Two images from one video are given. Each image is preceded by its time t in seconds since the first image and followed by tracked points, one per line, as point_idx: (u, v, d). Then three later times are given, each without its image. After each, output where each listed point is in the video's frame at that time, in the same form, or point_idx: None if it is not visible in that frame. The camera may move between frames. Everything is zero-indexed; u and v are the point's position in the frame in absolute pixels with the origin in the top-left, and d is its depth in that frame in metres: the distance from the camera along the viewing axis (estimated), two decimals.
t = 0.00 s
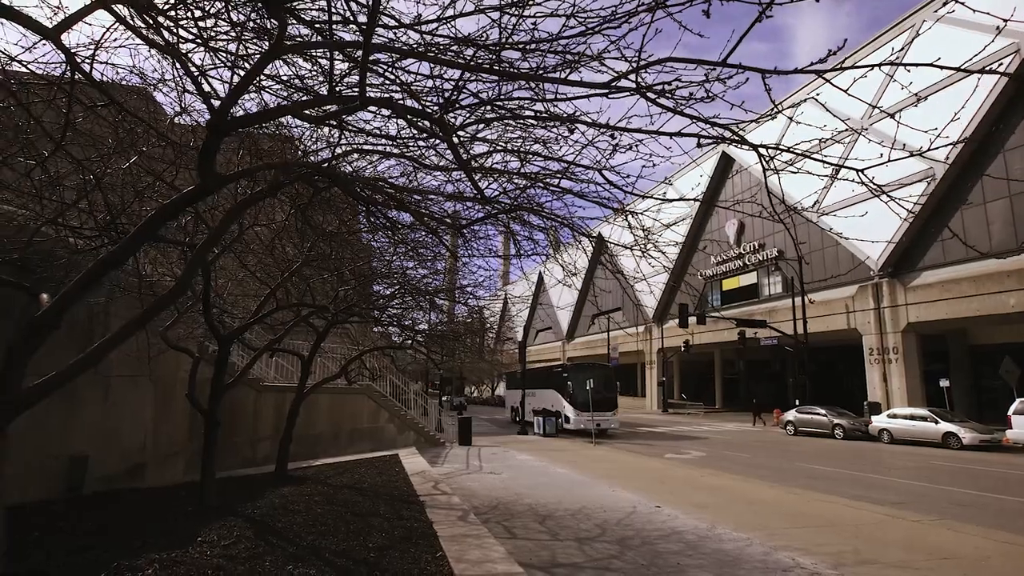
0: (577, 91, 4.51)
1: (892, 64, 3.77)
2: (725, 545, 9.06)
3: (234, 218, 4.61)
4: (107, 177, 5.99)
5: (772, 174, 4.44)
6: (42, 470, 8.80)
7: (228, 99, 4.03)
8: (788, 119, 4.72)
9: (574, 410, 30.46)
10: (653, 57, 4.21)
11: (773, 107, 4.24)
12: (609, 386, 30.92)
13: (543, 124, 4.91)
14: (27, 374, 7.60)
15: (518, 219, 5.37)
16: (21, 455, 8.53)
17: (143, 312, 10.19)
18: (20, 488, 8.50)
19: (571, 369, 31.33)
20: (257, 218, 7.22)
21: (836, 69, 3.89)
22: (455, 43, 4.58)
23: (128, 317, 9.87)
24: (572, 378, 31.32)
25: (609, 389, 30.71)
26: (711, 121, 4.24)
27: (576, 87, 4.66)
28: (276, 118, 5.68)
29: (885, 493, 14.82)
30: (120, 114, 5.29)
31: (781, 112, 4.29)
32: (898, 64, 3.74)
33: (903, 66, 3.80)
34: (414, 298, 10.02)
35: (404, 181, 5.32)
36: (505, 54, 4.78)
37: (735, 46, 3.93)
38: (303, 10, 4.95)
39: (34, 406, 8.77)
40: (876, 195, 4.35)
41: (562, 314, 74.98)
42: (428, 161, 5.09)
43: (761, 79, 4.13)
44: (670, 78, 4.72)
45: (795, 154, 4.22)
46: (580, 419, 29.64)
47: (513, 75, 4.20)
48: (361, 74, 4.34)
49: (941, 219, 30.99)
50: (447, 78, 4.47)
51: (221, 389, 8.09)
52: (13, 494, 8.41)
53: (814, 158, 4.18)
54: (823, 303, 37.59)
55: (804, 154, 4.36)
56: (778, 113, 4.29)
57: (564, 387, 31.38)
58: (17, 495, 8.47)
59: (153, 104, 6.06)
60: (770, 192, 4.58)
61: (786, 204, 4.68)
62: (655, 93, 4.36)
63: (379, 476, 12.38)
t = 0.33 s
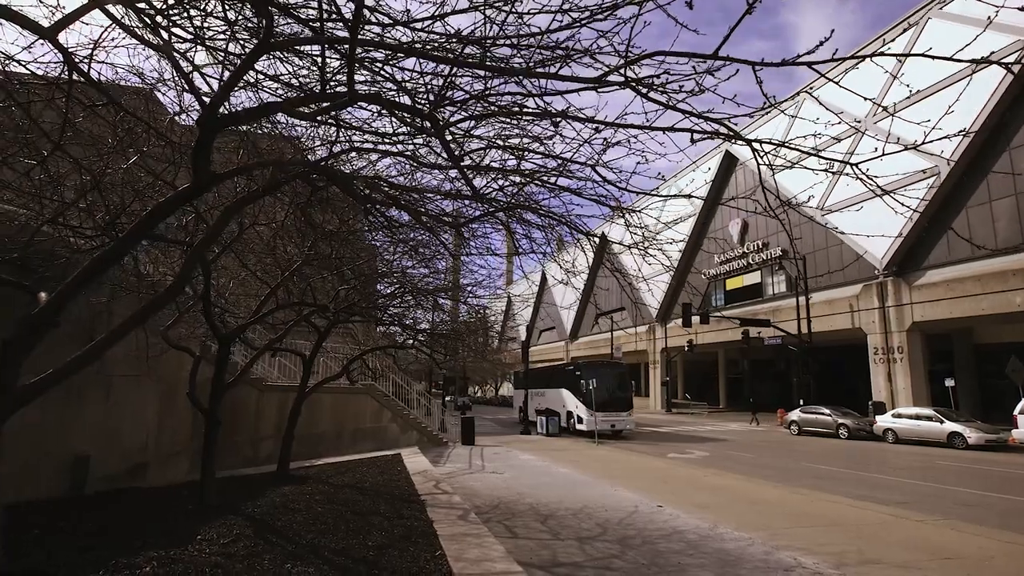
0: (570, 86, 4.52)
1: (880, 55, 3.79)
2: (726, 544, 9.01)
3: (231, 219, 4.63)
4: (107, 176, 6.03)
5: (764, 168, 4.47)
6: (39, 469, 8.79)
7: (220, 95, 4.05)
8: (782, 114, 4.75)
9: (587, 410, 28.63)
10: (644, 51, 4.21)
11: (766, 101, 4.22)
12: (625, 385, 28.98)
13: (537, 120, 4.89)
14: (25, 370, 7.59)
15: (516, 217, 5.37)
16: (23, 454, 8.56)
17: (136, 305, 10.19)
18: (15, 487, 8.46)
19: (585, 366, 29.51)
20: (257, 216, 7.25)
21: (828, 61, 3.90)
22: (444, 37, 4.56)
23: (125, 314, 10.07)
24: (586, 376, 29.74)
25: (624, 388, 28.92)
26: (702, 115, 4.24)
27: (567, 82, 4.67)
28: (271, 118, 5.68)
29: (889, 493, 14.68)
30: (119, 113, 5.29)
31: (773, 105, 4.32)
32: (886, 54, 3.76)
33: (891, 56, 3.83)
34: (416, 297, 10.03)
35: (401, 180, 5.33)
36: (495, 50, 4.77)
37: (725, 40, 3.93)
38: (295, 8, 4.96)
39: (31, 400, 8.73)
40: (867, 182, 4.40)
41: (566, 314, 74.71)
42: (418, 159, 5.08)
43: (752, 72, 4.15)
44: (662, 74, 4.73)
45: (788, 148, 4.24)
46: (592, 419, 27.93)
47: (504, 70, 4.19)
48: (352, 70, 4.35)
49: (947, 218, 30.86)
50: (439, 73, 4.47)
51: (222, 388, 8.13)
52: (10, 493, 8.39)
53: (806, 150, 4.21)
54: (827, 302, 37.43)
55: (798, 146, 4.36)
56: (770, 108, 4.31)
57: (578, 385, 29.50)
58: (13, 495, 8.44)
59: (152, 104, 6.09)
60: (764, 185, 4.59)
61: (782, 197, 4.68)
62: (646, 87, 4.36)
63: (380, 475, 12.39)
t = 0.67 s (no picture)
0: (557, 81, 4.50)
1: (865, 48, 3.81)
2: (725, 543, 8.99)
3: (224, 217, 4.63)
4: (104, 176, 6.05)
5: (751, 162, 4.49)
6: (38, 468, 8.78)
7: (203, 90, 4.04)
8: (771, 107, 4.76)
9: (598, 412, 27.20)
10: (629, 44, 4.19)
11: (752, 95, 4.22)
12: (637, 385, 27.65)
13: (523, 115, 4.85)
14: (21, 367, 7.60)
15: (510, 214, 5.36)
16: (23, 452, 8.57)
17: (133, 304, 10.24)
18: (14, 488, 8.44)
19: (595, 365, 28.09)
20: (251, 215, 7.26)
21: (813, 54, 3.91)
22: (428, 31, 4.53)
23: (123, 312, 10.09)
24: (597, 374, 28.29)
25: (637, 387, 27.51)
26: (689, 108, 4.22)
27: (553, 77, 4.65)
28: (259, 116, 5.66)
29: (890, 493, 14.60)
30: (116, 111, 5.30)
31: (760, 101, 4.32)
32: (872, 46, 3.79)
33: (874, 48, 3.86)
34: (414, 296, 10.00)
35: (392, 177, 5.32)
36: (481, 43, 4.72)
37: (709, 33, 3.92)
38: (282, 3, 4.92)
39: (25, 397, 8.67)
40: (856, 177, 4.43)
41: (568, 314, 74.58)
42: (407, 156, 5.07)
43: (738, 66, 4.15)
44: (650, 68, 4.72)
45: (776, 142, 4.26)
46: (605, 421, 26.59)
47: (490, 64, 4.17)
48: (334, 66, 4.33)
49: (949, 217, 30.83)
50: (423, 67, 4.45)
51: (219, 387, 8.13)
52: (10, 493, 8.37)
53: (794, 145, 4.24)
54: (827, 302, 37.38)
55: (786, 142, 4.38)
56: (757, 102, 4.32)
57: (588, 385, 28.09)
58: (13, 495, 8.43)
59: (148, 103, 6.11)
60: (754, 181, 4.61)
61: (771, 192, 4.69)
62: (632, 80, 4.34)
63: (379, 474, 12.41)
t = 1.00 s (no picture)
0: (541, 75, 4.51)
1: (845, 39, 3.85)
2: (721, 542, 8.99)
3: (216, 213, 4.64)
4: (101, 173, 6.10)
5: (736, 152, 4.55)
6: (38, 468, 8.81)
7: (184, 84, 4.03)
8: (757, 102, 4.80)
9: (612, 412, 25.83)
10: (611, 38, 4.20)
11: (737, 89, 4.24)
12: (651, 384, 26.36)
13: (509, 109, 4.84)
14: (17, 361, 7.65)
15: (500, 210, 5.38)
16: (21, 450, 8.59)
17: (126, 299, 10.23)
18: (14, 487, 8.47)
19: (608, 364, 26.76)
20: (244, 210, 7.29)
21: (794, 45, 3.95)
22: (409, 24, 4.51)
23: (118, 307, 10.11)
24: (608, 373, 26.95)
25: (651, 387, 26.28)
26: (673, 101, 4.24)
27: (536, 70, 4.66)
28: (246, 110, 5.65)
29: (890, 493, 14.53)
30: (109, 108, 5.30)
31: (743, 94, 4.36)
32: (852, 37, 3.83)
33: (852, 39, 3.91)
34: (412, 294, 10.04)
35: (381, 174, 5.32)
36: (466, 36, 4.71)
37: (688, 24, 3.95)
38: None
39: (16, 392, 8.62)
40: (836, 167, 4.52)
41: (569, 313, 74.49)
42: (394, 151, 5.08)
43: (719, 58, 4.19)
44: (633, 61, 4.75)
45: (761, 135, 4.29)
46: (618, 422, 25.28)
47: (473, 58, 4.16)
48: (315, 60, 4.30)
49: (949, 217, 30.89)
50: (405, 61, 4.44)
51: (215, 385, 8.16)
52: (10, 492, 8.41)
53: (773, 135, 4.31)
54: (827, 301, 37.33)
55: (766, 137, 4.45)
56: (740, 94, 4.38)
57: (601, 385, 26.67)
58: (13, 493, 8.47)
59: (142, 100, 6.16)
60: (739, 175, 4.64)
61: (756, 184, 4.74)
62: (615, 73, 4.35)
63: (377, 473, 12.42)
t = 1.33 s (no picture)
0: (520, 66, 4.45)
1: (820, 28, 3.80)
2: (715, 540, 8.97)
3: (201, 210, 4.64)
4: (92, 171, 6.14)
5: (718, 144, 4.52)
6: (38, 468, 8.87)
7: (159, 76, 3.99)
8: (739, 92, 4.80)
9: (626, 412, 24.60)
10: (589, 29, 4.14)
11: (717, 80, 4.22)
12: (667, 381, 25.11)
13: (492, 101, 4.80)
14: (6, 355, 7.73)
15: (487, 206, 5.35)
16: (19, 449, 8.63)
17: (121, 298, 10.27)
18: (13, 486, 8.52)
19: (621, 360, 25.44)
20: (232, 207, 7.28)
21: (768, 35, 3.90)
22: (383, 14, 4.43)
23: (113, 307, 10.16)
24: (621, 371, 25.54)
25: (666, 385, 25.01)
26: (653, 93, 4.19)
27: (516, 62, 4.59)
28: (232, 105, 5.62)
29: (888, 492, 14.48)
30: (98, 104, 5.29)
31: (724, 85, 4.32)
32: (825, 26, 3.79)
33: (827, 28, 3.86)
34: (406, 291, 10.01)
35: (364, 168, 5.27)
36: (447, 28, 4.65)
37: (662, 14, 3.91)
38: None
39: (13, 391, 8.64)
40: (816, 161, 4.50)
41: (568, 313, 74.42)
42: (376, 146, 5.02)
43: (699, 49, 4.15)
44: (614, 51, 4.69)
45: (742, 127, 4.25)
46: (633, 423, 24.09)
47: (451, 49, 4.11)
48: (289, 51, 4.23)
49: (948, 217, 30.94)
50: (381, 53, 4.37)
51: (208, 382, 8.16)
52: (10, 491, 8.48)
53: (752, 128, 4.29)
54: (827, 301, 37.29)
55: (748, 128, 4.42)
56: (720, 86, 4.34)
57: (614, 382, 25.34)
58: (11, 491, 8.51)
59: (129, 98, 6.17)
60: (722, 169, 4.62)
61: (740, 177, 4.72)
62: (597, 64, 4.31)
63: (374, 472, 12.43)
